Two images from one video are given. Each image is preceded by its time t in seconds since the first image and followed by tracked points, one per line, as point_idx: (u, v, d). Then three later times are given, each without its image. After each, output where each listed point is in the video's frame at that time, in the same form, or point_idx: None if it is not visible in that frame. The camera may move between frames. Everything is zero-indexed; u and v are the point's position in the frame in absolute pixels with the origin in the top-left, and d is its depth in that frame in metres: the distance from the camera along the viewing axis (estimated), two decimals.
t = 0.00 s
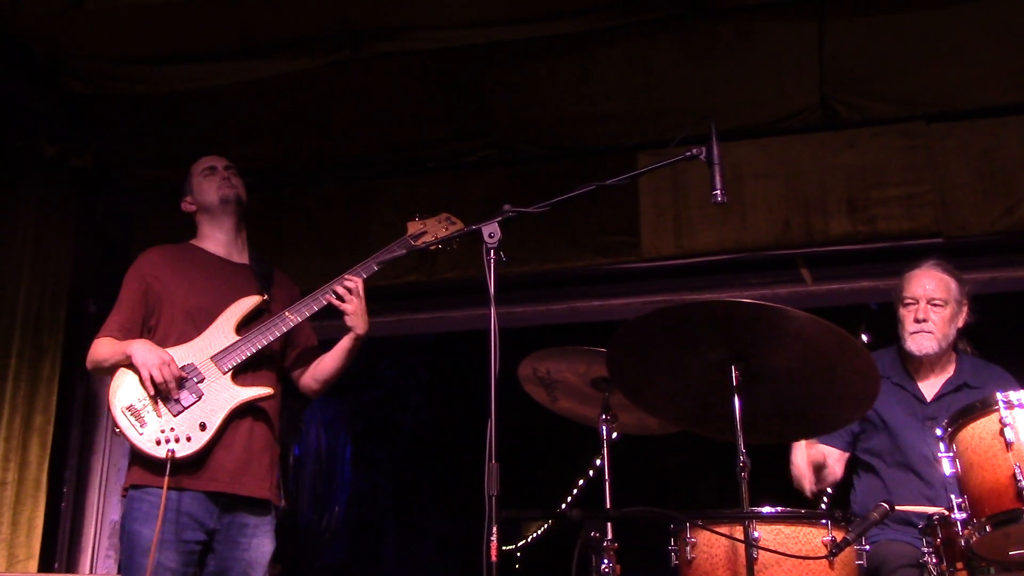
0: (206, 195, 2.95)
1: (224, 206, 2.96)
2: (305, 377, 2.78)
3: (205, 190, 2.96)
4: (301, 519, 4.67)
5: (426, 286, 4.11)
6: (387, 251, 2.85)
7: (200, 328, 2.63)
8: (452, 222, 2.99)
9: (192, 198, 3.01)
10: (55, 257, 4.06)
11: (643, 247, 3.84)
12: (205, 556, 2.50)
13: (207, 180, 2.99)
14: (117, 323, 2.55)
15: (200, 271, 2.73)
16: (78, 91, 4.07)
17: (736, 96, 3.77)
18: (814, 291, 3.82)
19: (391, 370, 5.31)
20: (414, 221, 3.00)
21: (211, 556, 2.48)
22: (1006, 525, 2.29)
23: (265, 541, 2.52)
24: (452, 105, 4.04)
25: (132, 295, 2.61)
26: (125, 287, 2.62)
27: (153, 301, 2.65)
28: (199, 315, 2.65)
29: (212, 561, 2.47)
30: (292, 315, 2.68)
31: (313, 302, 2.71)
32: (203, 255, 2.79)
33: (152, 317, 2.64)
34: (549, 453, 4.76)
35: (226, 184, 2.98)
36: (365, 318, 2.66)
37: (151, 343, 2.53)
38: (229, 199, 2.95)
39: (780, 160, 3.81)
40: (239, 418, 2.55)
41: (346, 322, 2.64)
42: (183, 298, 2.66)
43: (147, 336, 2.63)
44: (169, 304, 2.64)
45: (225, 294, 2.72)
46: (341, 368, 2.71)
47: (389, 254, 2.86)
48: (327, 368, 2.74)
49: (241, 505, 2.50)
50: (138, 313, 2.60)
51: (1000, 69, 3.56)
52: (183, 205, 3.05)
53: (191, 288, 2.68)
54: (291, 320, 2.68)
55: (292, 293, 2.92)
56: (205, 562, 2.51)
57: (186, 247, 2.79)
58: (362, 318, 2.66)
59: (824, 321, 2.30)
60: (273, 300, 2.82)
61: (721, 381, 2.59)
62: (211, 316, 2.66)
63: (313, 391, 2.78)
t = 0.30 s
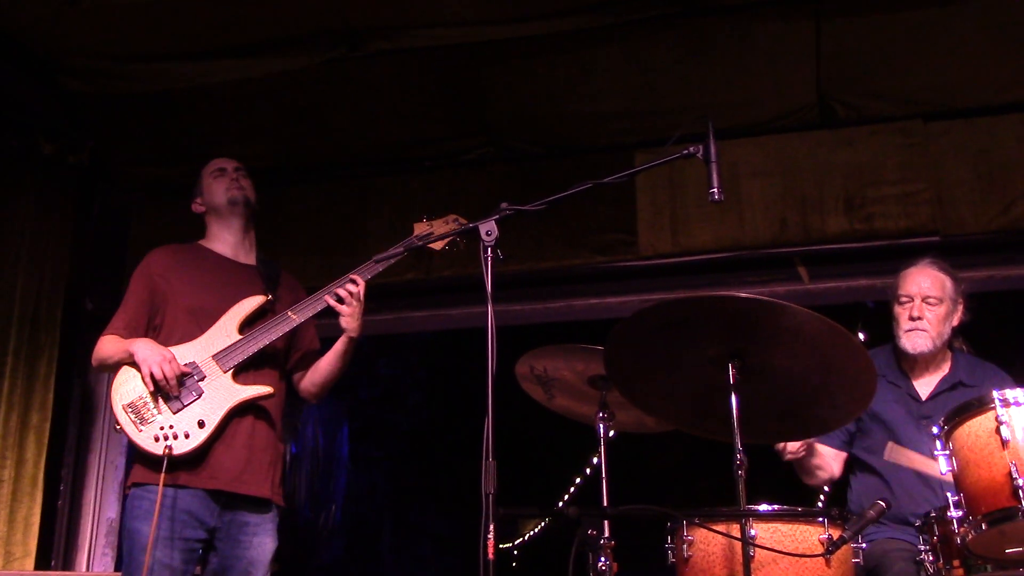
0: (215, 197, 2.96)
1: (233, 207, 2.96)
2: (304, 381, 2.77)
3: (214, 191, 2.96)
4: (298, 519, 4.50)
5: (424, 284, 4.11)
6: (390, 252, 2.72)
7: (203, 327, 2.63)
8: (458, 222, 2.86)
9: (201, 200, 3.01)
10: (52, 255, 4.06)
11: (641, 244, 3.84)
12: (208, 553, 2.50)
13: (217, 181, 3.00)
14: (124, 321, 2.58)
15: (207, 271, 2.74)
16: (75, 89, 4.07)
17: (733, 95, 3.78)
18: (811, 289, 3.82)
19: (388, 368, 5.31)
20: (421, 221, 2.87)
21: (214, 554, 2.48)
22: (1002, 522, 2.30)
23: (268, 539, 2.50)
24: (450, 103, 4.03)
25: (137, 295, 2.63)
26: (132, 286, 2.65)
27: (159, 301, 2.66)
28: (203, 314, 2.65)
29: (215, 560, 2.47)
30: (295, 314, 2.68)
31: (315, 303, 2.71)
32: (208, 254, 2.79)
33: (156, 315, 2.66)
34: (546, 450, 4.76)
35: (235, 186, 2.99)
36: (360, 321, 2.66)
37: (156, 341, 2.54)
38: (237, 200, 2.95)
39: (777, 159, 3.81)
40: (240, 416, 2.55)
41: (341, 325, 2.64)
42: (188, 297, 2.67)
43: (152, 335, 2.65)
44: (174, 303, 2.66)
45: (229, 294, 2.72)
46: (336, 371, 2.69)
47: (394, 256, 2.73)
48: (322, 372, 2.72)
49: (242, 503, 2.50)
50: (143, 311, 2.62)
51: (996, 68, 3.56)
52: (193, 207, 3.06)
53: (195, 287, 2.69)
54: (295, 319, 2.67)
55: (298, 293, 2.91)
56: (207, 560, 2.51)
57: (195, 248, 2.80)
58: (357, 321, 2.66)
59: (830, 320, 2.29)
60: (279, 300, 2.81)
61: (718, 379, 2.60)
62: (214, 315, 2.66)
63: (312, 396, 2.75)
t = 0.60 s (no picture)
0: (221, 194, 2.95)
1: (238, 204, 2.95)
2: (315, 376, 2.77)
3: (220, 188, 2.96)
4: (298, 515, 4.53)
5: (423, 281, 4.11)
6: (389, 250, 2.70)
7: (205, 323, 2.63)
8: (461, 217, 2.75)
9: (209, 196, 3.01)
10: (51, 251, 4.06)
11: (641, 242, 3.84)
12: (206, 549, 2.50)
13: (224, 178, 2.99)
14: (126, 315, 2.58)
15: (210, 267, 2.74)
16: (75, 84, 4.06)
17: (732, 93, 3.78)
18: (810, 287, 3.82)
19: (388, 365, 5.31)
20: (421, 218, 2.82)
21: (212, 550, 2.48)
22: (1001, 520, 2.30)
23: (266, 536, 2.51)
24: (450, 99, 4.03)
25: (140, 289, 2.64)
26: (135, 281, 2.65)
27: (162, 296, 2.67)
28: (204, 310, 2.65)
29: (213, 556, 2.47)
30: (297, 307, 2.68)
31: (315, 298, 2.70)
32: (209, 251, 2.79)
33: (160, 311, 2.66)
34: (545, 448, 4.77)
35: (241, 184, 2.97)
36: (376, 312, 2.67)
37: (157, 337, 2.55)
38: (242, 198, 2.94)
39: (777, 156, 3.81)
40: (240, 412, 2.55)
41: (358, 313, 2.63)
42: (190, 293, 2.67)
43: (156, 329, 2.65)
44: (176, 299, 2.66)
45: (231, 290, 2.71)
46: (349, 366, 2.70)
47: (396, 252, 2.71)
48: (333, 367, 2.74)
49: (241, 499, 2.50)
50: (146, 306, 2.62)
51: (997, 67, 3.56)
52: (200, 203, 3.05)
53: (198, 284, 2.69)
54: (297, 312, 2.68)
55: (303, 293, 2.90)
56: (206, 556, 2.51)
57: (199, 245, 2.80)
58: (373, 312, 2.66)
59: (829, 319, 2.29)
60: (281, 296, 2.80)
61: (717, 376, 2.59)
62: (215, 312, 2.65)
63: (321, 392, 2.76)
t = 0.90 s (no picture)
0: (215, 189, 2.94)
1: (232, 199, 2.94)
2: (321, 363, 2.81)
3: (215, 183, 2.95)
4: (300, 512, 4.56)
5: (423, 278, 4.11)
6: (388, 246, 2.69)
7: (202, 319, 2.63)
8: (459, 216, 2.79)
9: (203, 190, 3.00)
10: (51, 247, 4.06)
11: (641, 239, 3.84)
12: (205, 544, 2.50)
13: (219, 172, 2.98)
14: (121, 311, 2.56)
15: (207, 263, 2.74)
16: (75, 80, 4.06)
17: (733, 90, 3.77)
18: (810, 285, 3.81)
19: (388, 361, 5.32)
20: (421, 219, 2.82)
21: (210, 545, 2.48)
22: (1000, 517, 2.30)
23: (264, 531, 2.50)
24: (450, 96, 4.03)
25: (134, 286, 2.62)
26: (131, 277, 2.64)
27: (157, 292, 2.66)
28: (201, 306, 2.65)
29: (211, 551, 2.47)
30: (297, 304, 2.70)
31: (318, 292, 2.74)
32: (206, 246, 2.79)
33: (154, 307, 2.65)
34: (546, 445, 4.77)
35: (235, 178, 2.96)
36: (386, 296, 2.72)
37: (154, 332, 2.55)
38: (236, 192, 2.93)
39: (777, 154, 3.81)
40: (238, 407, 2.55)
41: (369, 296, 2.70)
42: (186, 289, 2.66)
43: (151, 326, 2.64)
44: (172, 295, 2.65)
45: (229, 286, 2.72)
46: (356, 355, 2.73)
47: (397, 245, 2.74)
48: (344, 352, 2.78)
49: (239, 495, 2.50)
50: (142, 302, 2.61)
51: (997, 65, 3.56)
52: (194, 197, 3.04)
53: (194, 280, 2.69)
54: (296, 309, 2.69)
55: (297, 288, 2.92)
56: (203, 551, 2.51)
57: (192, 240, 2.79)
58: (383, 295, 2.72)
59: (830, 316, 2.29)
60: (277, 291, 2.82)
61: (717, 373, 2.59)
62: (213, 308, 2.66)
63: (329, 377, 2.80)
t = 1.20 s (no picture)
0: (202, 180, 2.94)
1: (219, 190, 2.94)
2: (318, 354, 2.80)
3: (202, 174, 2.94)
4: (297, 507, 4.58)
5: (424, 273, 4.11)
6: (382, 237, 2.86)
7: (193, 313, 2.63)
8: (448, 210, 3.00)
9: (189, 181, 2.99)
10: (52, 240, 4.06)
11: (642, 236, 3.84)
12: (197, 539, 2.50)
13: (205, 164, 2.98)
14: (110, 307, 2.55)
15: (197, 256, 2.74)
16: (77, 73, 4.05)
17: (736, 88, 3.77)
18: (811, 283, 3.81)
19: (387, 357, 5.31)
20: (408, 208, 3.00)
21: (204, 539, 2.48)
22: (999, 517, 2.30)
23: (258, 526, 2.51)
24: (452, 92, 4.02)
25: (123, 279, 2.61)
26: (119, 271, 2.63)
27: (146, 286, 2.64)
28: (192, 299, 2.64)
29: (205, 545, 2.47)
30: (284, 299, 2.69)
31: (308, 285, 2.74)
32: (196, 240, 2.78)
33: (144, 301, 2.64)
34: (545, 441, 4.77)
35: (222, 169, 2.96)
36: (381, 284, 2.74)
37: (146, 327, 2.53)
38: (224, 184, 2.93)
39: (778, 152, 3.81)
40: (234, 403, 2.55)
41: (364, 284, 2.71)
42: (177, 283, 2.66)
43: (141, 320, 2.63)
44: (162, 289, 2.64)
45: (220, 279, 2.71)
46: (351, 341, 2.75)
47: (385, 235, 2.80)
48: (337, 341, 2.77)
49: (234, 489, 2.50)
50: (131, 296, 2.60)
51: (1000, 65, 3.56)
52: (179, 187, 3.03)
53: (184, 273, 2.68)
54: (285, 305, 2.68)
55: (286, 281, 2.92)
56: (197, 546, 2.51)
57: (180, 232, 2.78)
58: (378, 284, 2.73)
59: (823, 314, 2.30)
60: (268, 287, 2.83)
61: (717, 371, 2.59)
62: (205, 301, 2.66)
63: (325, 368, 2.79)
